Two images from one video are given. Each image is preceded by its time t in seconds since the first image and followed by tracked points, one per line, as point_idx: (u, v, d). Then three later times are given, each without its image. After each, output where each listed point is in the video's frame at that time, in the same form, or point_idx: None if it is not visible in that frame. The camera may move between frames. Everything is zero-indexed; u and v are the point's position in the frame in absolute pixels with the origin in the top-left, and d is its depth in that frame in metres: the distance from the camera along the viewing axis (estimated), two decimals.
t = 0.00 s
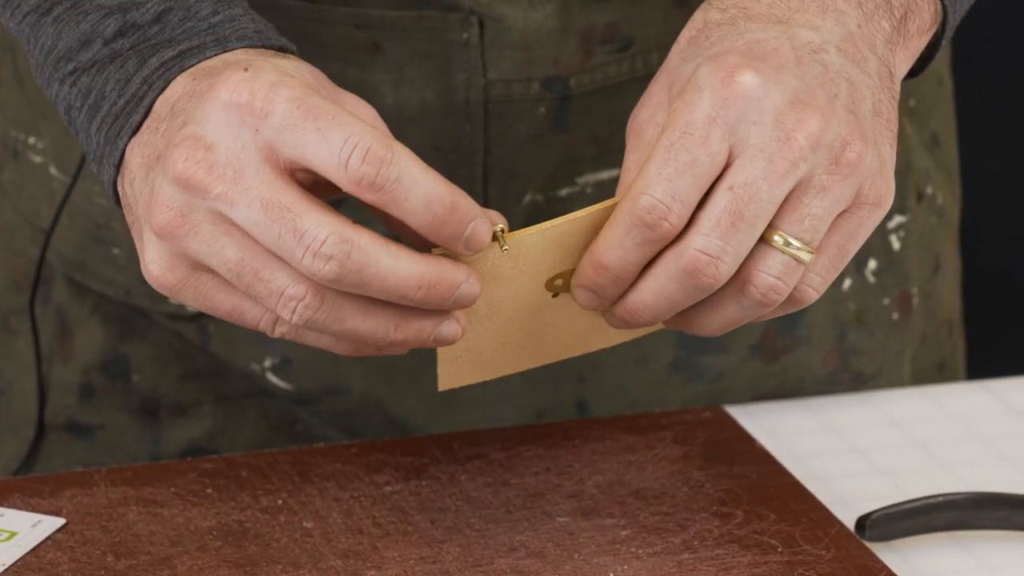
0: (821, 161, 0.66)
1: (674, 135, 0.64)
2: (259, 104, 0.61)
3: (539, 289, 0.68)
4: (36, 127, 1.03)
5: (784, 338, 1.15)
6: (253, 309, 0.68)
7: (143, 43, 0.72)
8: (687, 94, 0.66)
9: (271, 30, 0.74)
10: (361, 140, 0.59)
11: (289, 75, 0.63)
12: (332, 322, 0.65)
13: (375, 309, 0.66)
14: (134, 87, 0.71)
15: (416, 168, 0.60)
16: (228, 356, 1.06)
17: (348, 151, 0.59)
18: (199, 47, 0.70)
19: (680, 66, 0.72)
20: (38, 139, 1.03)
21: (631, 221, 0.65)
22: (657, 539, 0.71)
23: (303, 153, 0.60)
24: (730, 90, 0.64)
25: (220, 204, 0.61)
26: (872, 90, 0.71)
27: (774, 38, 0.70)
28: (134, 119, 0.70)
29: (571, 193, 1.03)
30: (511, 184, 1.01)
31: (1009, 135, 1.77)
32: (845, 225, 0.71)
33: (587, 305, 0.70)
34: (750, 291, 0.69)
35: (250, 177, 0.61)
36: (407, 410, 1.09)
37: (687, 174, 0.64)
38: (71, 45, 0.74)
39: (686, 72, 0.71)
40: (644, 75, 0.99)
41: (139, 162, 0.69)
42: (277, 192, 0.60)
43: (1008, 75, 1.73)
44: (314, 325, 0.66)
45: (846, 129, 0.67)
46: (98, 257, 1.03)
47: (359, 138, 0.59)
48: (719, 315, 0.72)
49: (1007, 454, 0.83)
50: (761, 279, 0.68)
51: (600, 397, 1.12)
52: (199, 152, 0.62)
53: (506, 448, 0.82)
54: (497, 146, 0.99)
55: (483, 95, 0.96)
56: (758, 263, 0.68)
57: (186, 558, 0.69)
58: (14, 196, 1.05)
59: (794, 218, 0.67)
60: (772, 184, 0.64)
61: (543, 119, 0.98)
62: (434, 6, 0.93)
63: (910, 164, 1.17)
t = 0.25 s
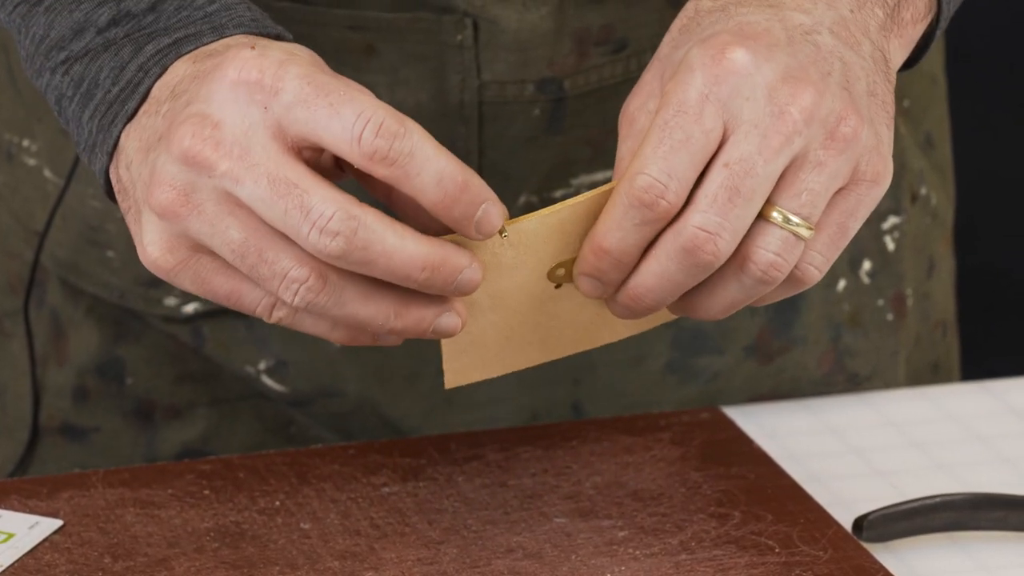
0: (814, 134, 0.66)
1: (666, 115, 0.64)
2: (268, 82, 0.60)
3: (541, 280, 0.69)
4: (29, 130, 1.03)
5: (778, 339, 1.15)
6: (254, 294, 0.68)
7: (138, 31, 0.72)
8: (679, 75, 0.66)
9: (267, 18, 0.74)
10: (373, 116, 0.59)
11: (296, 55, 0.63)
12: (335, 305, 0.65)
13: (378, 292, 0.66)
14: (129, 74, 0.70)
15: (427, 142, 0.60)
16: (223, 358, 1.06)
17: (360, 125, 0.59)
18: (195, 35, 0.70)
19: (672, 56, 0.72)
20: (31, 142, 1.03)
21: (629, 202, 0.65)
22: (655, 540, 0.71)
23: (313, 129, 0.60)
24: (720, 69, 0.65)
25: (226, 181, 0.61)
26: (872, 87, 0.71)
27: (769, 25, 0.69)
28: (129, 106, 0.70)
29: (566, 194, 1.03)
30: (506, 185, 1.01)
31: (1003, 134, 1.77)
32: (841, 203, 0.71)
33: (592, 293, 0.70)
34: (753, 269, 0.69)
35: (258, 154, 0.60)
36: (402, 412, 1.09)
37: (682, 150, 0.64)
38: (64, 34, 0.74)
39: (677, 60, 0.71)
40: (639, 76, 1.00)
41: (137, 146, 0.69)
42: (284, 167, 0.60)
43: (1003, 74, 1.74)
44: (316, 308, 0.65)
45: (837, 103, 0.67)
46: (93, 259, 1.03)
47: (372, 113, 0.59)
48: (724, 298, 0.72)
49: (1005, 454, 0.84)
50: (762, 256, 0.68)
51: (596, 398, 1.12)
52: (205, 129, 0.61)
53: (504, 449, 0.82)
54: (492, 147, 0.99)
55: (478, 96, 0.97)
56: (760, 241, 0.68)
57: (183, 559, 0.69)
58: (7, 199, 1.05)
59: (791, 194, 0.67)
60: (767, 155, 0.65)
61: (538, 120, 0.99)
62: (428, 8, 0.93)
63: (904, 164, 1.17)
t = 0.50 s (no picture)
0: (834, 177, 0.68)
1: (701, 156, 0.64)
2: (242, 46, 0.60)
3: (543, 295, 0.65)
4: (26, 133, 1.02)
5: (775, 340, 1.15)
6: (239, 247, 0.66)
7: None
8: (712, 113, 0.65)
9: None
10: (339, 69, 0.58)
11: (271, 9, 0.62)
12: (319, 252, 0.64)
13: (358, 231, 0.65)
14: (132, 33, 0.71)
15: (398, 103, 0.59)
16: (220, 360, 1.05)
17: (326, 82, 0.58)
18: None
19: (688, 61, 0.70)
20: (27, 145, 1.02)
21: (659, 239, 0.64)
22: (652, 540, 0.71)
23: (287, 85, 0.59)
24: (755, 113, 0.65)
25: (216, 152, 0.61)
26: (863, 90, 0.72)
27: (778, 43, 0.70)
28: (131, 60, 0.70)
29: (563, 196, 1.02)
30: (504, 186, 1.01)
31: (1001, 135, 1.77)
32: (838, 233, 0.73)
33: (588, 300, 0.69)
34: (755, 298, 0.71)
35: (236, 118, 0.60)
36: (400, 414, 1.08)
37: (717, 196, 0.64)
38: None
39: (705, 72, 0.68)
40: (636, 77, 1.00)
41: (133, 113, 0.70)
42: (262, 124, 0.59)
43: (1000, 75, 1.73)
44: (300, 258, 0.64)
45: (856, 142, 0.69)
46: (89, 261, 1.02)
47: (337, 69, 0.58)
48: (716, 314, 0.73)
49: (1003, 455, 0.84)
50: (767, 294, 0.72)
51: (593, 400, 1.12)
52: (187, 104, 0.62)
53: (501, 450, 0.82)
54: (488, 149, 0.99)
55: (475, 98, 0.96)
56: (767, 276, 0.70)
57: (181, 560, 0.69)
58: (4, 200, 1.05)
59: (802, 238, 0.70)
60: (794, 208, 0.67)
61: (534, 122, 0.99)
62: (425, 9, 0.94)
63: (902, 165, 1.17)
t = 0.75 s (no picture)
0: (831, 244, 0.72)
1: (747, 201, 0.65)
2: (248, 182, 0.64)
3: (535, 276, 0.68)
4: (24, 131, 1.02)
5: (773, 341, 1.15)
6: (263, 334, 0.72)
7: (142, 11, 0.72)
8: (762, 151, 0.66)
9: None
10: (352, 227, 0.62)
11: (273, 127, 0.64)
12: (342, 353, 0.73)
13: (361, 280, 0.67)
14: (138, 60, 0.72)
15: (414, 227, 0.63)
16: (218, 359, 1.06)
17: (344, 233, 0.63)
18: (196, 14, 0.70)
19: (724, 73, 0.69)
20: (26, 144, 1.02)
21: (674, 270, 0.68)
22: (652, 542, 0.71)
23: (299, 231, 0.64)
24: (807, 177, 0.66)
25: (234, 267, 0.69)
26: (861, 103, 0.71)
27: (805, 61, 0.69)
28: (142, 94, 0.72)
29: (562, 198, 1.02)
30: (502, 189, 1.01)
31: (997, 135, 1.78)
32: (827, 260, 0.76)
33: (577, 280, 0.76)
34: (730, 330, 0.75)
35: (249, 245, 0.67)
36: (397, 413, 1.09)
37: (743, 249, 0.67)
38: (81, 7, 0.75)
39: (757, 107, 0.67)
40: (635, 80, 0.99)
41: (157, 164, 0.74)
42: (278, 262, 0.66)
43: (1001, 75, 1.75)
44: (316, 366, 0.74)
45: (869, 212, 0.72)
46: (87, 260, 1.03)
47: (352, 222, 0.62)
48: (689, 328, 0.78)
49: (1003, 457, 0.83)
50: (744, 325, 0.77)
51: (590, 401, 1.12)
52: (203, 220, 0.68)
53: (501, 452, 0.82)
54: (486, 152, 0.99)
55: (473, 100, 0.97)
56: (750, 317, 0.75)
57: (181, 562, 0.69)
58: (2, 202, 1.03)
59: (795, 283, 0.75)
60: (797, 264, 0.72)
61: (533, 124, 0.98)
62: (422, 12, 0.94)
63: (899, 166, 1.17)
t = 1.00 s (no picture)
0: (786, 258, 0.75)
1: (724, 212, 0.67)
2: (233, 147, 0.64)
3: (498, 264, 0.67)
4: (25, 123, 1.02)
5: (773, 340, 1.15)
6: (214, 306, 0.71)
7: None
8: (745, 163, 0.68)
9: None
10: (335, 200, 0.63)
11: (262, 96, 0.65)
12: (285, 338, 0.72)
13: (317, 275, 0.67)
14: (122, 21, 0.72)
15: (397, 207, 0.64)
16: (218, 354, 1.06)
17: (327, 206, 0.63)
18: None
19: (723, 72, 0.70)
20: (29, 135, 1.02)
21: (646, 272, 0.69)
22: (653, 543, 0.71)
23: (278, 201, 0.64)
24: (784, 194, 0.68)
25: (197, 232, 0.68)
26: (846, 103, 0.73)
27: (803, 76, 0.71)
28: (124, 56, 0.72)
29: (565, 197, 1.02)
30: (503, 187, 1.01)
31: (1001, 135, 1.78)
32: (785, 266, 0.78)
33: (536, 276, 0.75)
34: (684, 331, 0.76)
35: (217, 211, 0.66)
36: (396, 411, 1.09)
37: (713, 258, 0.69)
38: None
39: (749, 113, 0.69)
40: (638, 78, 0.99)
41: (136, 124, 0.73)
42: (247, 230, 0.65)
43: (1000, 75, 1.74)
44: (263, 340, 0.73)
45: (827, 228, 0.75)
46: (89, 252, 1.03)
47: (335, 197, 0.62)
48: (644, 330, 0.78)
49: (1004, 457, 0.83)
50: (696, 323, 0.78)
51: (590, 400, 1.12)
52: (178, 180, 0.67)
53: (502, 453, 0.82)
54: (488, 148, 0.99)
55: (475, 97, 0.97)
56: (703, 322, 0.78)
57: (182, 563, 0.69)
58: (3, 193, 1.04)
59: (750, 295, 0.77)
60: (756, 278, 0.75)
61: (536, 122, 0.98)
62: (424, 7, 0.94)
63: (899, 166, 1.17)
